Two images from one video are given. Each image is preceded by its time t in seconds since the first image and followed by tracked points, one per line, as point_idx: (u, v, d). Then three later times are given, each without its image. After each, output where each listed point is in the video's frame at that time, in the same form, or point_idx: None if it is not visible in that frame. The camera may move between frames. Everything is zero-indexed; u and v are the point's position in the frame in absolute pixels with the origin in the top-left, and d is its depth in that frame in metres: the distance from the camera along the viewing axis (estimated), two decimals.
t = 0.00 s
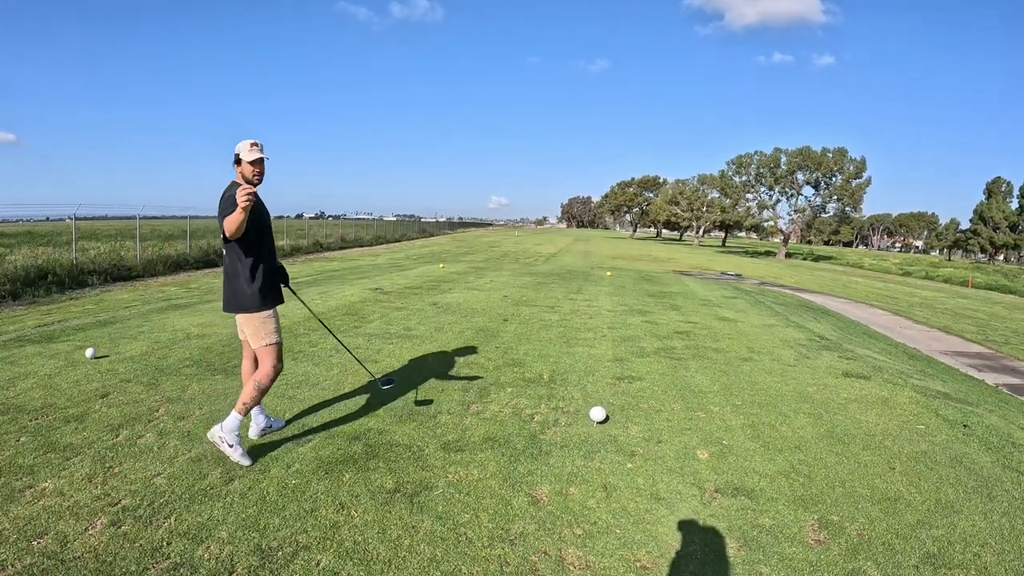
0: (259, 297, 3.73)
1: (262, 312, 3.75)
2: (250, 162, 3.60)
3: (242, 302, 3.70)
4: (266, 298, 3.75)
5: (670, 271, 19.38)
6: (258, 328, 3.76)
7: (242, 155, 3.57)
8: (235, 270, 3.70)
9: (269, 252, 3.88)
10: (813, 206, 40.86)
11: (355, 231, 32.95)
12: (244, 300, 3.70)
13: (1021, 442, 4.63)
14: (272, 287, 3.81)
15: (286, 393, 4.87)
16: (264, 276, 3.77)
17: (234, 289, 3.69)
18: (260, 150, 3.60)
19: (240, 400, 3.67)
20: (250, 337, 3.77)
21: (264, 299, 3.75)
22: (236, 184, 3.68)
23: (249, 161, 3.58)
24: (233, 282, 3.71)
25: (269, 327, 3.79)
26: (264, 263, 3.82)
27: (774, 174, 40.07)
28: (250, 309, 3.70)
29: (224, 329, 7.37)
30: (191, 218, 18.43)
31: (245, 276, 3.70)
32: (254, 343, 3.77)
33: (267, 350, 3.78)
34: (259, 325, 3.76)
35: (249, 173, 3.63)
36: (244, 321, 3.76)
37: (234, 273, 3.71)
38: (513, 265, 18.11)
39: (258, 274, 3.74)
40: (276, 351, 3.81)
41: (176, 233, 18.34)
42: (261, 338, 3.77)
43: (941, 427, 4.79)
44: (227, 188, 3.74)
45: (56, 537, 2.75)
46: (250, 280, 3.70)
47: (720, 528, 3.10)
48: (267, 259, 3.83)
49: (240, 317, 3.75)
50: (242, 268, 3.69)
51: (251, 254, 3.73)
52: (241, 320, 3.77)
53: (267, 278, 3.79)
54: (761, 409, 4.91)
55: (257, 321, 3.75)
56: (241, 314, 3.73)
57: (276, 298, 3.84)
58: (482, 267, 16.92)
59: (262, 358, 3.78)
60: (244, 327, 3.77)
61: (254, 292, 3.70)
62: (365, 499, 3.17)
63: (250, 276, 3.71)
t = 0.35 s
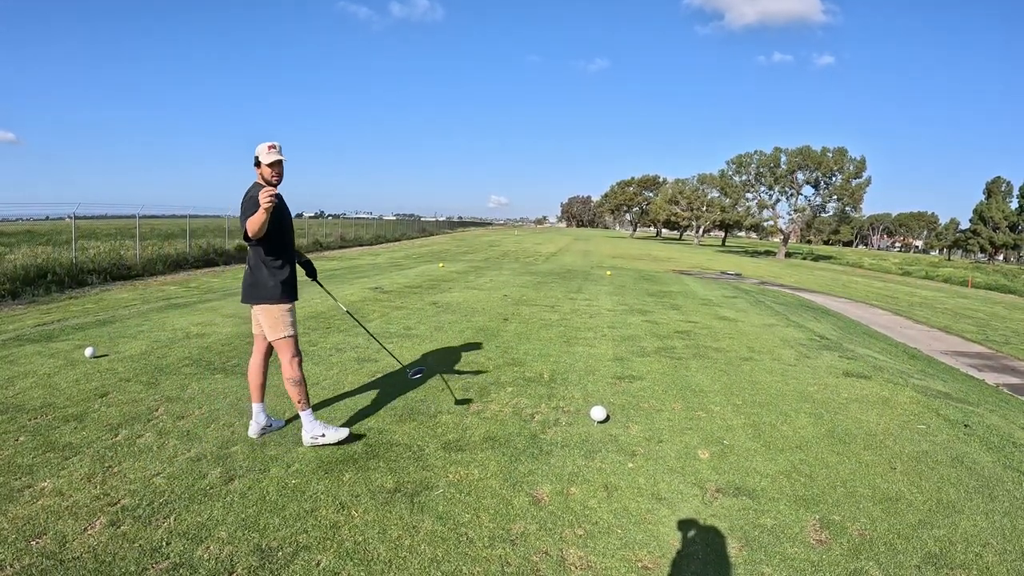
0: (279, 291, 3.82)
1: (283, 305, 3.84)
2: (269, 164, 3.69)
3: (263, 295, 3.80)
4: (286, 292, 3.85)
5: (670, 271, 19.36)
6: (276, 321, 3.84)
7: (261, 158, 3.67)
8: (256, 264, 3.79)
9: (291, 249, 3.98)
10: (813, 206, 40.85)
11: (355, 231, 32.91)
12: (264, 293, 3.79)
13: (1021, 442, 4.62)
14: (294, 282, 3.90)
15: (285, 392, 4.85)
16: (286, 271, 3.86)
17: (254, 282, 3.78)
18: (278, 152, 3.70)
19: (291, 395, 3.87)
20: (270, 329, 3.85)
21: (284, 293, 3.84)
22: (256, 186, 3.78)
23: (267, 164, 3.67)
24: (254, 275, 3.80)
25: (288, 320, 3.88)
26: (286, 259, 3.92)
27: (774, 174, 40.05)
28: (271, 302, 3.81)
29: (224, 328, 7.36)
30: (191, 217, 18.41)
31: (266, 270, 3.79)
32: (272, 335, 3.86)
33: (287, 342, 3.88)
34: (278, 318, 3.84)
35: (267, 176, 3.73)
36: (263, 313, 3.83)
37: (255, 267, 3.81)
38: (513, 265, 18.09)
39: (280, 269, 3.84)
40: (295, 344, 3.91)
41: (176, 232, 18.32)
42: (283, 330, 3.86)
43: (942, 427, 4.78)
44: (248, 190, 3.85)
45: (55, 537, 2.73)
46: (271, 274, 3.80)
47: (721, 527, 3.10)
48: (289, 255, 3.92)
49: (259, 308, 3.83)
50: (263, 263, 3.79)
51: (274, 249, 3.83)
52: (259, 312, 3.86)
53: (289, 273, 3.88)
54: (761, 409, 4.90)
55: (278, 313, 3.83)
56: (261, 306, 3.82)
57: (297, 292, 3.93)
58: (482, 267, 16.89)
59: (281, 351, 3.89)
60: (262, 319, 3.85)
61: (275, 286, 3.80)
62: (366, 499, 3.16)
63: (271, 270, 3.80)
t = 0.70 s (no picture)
0: (312, 292, 3.90)
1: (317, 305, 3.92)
2: (298, 164, 3.89)
3: (295, 295, 3.85)
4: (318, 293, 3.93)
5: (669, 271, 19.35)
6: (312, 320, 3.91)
7: (292, 159, 3.86)
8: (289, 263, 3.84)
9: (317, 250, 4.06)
10: (812, 206, 40.84)
11: (354, 230, 32.89)
12: (297, 293, 3.85)
13: (1021, 442, 4.62)
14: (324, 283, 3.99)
15: (285, 392, 4.84)
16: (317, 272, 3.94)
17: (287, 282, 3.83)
18: (306, 152, 3.88)
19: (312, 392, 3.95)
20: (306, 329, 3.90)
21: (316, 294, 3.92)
22: (285, 186, 3.92)
23: (297, 164, 3.87)
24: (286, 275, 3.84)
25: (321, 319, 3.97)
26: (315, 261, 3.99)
27: (773, 173, 40.05)
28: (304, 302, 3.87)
29: (223, 327, 7.35)
30: (190, 216, 18.43)
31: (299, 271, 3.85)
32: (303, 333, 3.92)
33: (313, 342, 3.97)
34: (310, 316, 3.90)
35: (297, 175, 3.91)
36: (293, 311, 3.88)
37: (287, 267, 3.85)
38: (513, 264, 18.06)
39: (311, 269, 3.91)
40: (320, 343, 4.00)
41: (176, 232, 18.31)
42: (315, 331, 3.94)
43: (942, 427, 4.78)
44: (277, 190, 3.97)
45: (54, 536, 2.73)
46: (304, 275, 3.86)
47: (721, 527, 3.10)
48: (319, 256, 4.00)
49: (289, 308, 3.88)
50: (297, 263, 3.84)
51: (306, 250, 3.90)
52: (289, 311, 3.89)
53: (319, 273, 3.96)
54: (761, 409, 4.90)
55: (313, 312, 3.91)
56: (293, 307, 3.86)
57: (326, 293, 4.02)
58: (482, 266, 16.87)
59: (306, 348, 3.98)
60: (291, 318, 3.90)
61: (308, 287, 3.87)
62: (365, 499, 3.16)
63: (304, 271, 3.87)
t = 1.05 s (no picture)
0: (335, 295, 3.99)
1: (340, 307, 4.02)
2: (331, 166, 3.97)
3: (319, 296, 3.94)
4: (342, 296, 4.03)
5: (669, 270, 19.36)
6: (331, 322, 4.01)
7: (326, 159, 3.94)
8: (315, 264, 3.94)
9: (344, 251, 4.15)
10: (812, 205, 40.86)
11: (354, 230, 32.89)
12: (320, 294, 3.94)
13: (1021, 442, 4.62)
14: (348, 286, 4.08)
15: (285, 392, 4.84)
16: (342, 275, 4.03)
17: (312, 283, 3.93)
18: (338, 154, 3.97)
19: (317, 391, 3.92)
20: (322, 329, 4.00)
21: (340, 297, 4.01)
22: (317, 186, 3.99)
23: (330, 165, 3.96)
24: (311, 275, 3.95)
25: (340, 321, 4.04)
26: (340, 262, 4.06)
27: (773, 173, 40.07)
28: (327, 304, 3.96)
29: (223, 326, 7.35)
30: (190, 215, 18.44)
31: (324, 273, 3.95)
32: (319, 332, 4.02)
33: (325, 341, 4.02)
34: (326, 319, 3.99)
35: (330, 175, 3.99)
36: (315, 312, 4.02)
37: (312, 267, 3.94)
38: (512, 263, 18.06)
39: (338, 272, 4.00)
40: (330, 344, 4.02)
41: (175, 231, 18.31)
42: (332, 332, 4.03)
43: (941, 427, 4.78)
44: (308, 189, 4.02)
45: (53, 536, 2.73)
46: (329, 277, 3.96)
47: (720, 527, 3.09)
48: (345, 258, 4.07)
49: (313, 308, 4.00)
50: (323, 265, 3.94)
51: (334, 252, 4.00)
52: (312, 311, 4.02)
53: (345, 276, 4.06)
54: (761, 408, 4.90)
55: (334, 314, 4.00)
56: (316, 308, 3.96)
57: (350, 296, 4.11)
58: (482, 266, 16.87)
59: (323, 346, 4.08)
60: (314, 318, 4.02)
61: (333, 289, 3.96)
62: (364, 499, 3.15)
63: (329, 273, 3.96)
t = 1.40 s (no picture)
0: (351, 293, 4.00)
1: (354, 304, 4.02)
2: (353, 167, 3.97)
3: (336, 294, 3.98)
4: (359, 293, 4.04)
5: (668, 270, 19.37)
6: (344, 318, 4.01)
7: (350, 162, 3.95)
8: (332, 262, 3.98)
9: (365, 248, 4.14)
10: (811, 205, 40.88)
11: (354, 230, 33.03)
12: (337, 293, 3.98)
13: (1020, 442, 4.62)
14: (366, 284, 4.09)
15: (284, 391, 4.83)
16: (359, 272, 4.04)
17: (329, 280, 3.98)
18: (361, 155, 3.97)
19: (320, 387, 3.96)
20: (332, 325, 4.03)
21: (356, 295, 4.02)
22: (340, 187, 4.02)
23: (351, 167, 3.96)
24: (328, 273, 4.00)
25: (352, 319, 4.02)
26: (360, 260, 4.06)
27: (772, 172, 40.09)
28: (342, 302, 3.98)
29: (222, 326, 7.36)
30: (189, 215, 18.44)
31: (341, 271, 3.98)
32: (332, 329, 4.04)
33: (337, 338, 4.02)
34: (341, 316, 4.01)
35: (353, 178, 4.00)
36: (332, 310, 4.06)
37: (330, 266, 3.99)
38: (512, 263, 18.08)
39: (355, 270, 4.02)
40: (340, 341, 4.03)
41: (174, 231, 18.35)
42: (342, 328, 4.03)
43: (941, 427, 4.78)
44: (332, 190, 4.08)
45: (52, 536, 2.73)
46: (346, 275, 3.99)
47: (720, 527, 3.10)
48: (364, 256, 4.08)
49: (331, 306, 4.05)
50: (340, 263, 3.97)
51: (352, 250, 4.01)
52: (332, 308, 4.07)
53: (363, 274, 4.06)
54: (759, 408, 4.91)
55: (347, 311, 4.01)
56: (332, 305, 4.01)
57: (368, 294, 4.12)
58: (481, 265, 16.89)
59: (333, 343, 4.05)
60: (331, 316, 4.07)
61: (349, 287, 3.98)
62: (364, 498, 3.15)
63: (346, 271, 3.98)
